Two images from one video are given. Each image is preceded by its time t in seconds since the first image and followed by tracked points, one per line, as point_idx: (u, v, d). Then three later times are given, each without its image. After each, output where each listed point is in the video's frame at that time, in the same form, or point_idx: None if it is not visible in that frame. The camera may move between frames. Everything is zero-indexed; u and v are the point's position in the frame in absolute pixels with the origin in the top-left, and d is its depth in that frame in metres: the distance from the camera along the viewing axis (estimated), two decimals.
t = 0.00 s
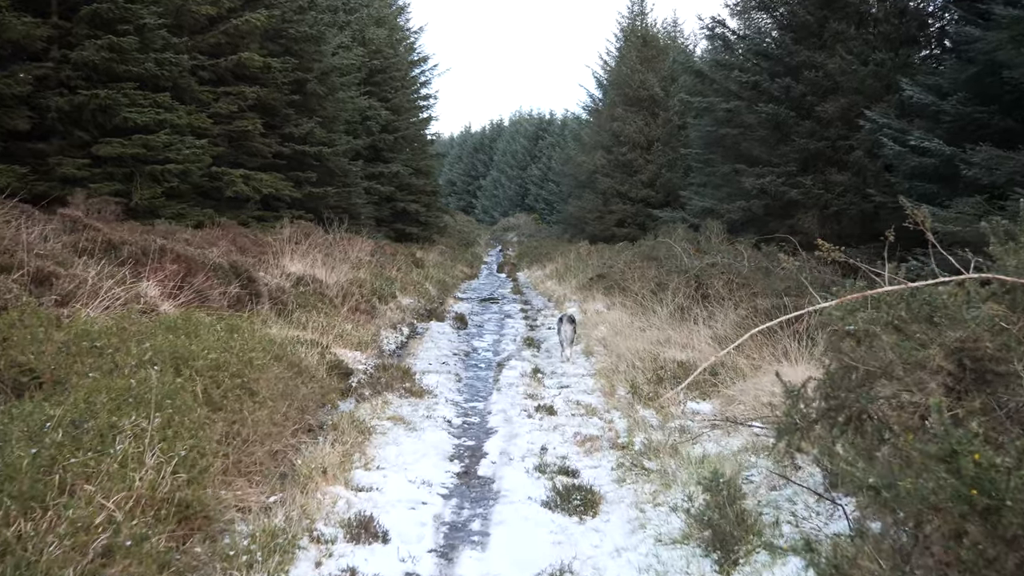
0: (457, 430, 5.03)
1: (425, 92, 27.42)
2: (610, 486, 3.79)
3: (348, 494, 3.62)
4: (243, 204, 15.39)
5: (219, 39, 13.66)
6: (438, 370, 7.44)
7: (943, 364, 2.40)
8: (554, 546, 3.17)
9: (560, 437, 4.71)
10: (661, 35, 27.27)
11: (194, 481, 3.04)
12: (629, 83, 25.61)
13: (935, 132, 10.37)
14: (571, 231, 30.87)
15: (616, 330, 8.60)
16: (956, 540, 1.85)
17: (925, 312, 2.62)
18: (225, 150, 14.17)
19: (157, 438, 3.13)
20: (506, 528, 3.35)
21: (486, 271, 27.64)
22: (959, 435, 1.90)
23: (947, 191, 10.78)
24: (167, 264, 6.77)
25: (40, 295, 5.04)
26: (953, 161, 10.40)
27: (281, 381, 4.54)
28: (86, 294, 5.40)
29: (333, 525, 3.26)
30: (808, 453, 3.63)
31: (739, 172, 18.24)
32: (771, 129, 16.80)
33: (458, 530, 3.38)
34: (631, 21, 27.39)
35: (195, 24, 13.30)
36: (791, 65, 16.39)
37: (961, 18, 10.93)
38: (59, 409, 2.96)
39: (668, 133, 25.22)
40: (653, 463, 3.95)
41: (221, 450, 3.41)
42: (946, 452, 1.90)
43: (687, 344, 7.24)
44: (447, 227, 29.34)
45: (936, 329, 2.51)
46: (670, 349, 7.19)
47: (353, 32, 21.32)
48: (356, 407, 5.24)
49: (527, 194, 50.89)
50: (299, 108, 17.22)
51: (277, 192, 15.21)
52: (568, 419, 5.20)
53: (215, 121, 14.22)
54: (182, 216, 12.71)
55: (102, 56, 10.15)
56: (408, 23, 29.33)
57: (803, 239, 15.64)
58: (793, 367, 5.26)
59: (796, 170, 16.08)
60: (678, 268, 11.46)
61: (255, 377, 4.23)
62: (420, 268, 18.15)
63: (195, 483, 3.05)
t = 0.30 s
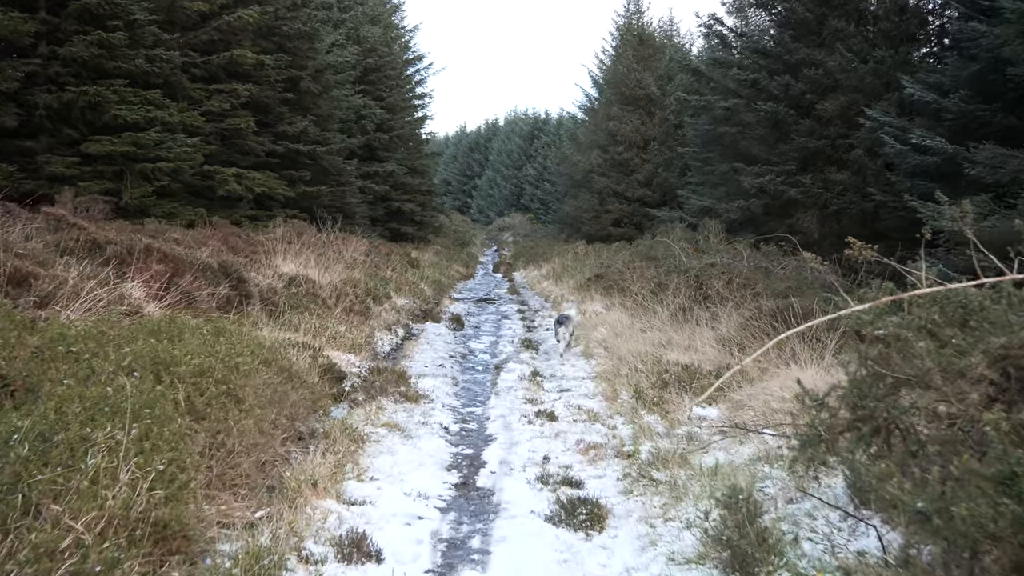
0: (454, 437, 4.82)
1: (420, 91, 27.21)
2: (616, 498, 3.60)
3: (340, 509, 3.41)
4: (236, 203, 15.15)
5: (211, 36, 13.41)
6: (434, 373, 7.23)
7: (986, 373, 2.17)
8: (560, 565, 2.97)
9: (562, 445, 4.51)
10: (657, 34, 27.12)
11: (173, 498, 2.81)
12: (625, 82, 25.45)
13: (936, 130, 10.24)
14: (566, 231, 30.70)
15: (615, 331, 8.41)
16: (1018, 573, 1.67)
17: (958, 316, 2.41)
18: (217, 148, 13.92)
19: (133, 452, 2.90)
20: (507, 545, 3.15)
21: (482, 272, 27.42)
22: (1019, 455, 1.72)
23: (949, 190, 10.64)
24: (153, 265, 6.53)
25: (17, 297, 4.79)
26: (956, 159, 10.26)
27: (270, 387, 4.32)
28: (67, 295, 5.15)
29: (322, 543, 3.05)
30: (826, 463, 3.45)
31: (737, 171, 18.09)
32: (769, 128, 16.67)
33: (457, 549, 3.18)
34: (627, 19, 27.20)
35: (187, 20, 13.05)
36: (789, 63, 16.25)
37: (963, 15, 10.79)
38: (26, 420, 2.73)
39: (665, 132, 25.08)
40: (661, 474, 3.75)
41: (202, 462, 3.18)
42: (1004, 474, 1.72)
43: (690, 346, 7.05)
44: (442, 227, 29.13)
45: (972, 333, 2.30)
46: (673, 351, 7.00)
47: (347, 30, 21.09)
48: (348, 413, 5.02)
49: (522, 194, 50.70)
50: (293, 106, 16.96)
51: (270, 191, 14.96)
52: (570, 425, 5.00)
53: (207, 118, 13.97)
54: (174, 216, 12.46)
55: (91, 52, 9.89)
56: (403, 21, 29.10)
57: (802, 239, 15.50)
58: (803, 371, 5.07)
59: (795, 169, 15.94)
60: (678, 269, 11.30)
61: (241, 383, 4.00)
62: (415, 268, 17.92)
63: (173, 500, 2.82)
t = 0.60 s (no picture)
0: (452, 446, 4.61)
1: (416, 90, 27.00)
2: (624, 512, 3.41)
3: (332, 525, 3.21)
4: (230, 202, 14.91)
5: (204, 33, 13.18)
6: (430, 376, 7.02)
7: None
8: None
9: (565, 454, 4.32)
10: (654, 33, 26.97)
11: (150, 517, 2.59)
12: (622, 81, 25.31)
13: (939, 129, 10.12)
14: (562, 231, 30.50)
15: (616, 332, 8.22)
16: None
17: (1002, 321, 2.17)
18: (210, 146, 13.67)
19: (107, 467, 2.67)
20: (511, 565, 2.95)
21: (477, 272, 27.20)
22: None
23: (952, 189, 10.49)
24: (140, 265, 6.29)
25: None
26: (959, 158, 10.13)
27: (259, 393, 4.10)
28: (48, 296, 4.91)
29: (312, 563, 2.83)
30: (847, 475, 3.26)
31: (736, 171, 17.95)
32: (768, 126, 16.56)
33: (457, 568, 2.97)
34: (623, 18, 27.05)
35: (179, 17, 12.81)
36: (789, 61, 16.16)
37: (967, 12, 10.66)
38: None
39: (662, 132, 24.93)
40: (672, 486, 3.57)
41: (184, 476, 2.97)
42: None
43: (694, 349, 6.86)
44: (437, 227, 28.92)
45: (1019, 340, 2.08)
46: (676, 354, 6.80)
47: (342, 28, 20.86)
48: (341, 420, 4.80)
49: (518, 194, 50.52)
50: (287, 105, 16.72)
51: (264, 190, 14.71)
52: (573, 432, 4.80)
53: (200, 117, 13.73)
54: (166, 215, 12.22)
55: (82, 49, 9.64)
56: (398, 20, 28.86)
57: (802, 239, 15.35)
58: (815, 376, 4.87)
59: (795, 169, 15.80)
60: (678, 269, 11.13)
61: (227, 391, 3.76)
62: (411, 268, 17.71)
63: (150, 519, 2.60)
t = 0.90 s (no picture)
0: (450, 453, 4.38)
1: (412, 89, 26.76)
2: (634, 526, 3.19)
3: (321, 542, 2.98)
4: (223, 200, 14.65)
5: (196, 29, 12.93)
6: (427, 379, 6.78)
7: None
8: None
9: (569, 462, 4.10)
10: (651, 31, 26.77)
11: (119, 539, 2.36)
12: (619, 80, 25.13)
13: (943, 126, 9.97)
14: (559, 230, 30.27)
15: (617, 333, 8.01)
16: None
17: None
18: (202, 144, 13.40)
19: (74, 484, 2.43)
20: None
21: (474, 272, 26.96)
22: None
23: (955, 187, 10.33)
24: (124, 264, 6.04)
25: None
26: (964, 156, 9.96)
27: (246, 399, 3.86)
28: (23, 296, 4.65)
29: None
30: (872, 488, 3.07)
31: (735, 169, 17.79)
32: (768, 124, 16.43)
33: None
34: (620, 16, 26.86)
35: (171, 12, 12.58)
36: (789, 58, 16.04)
37: (972, 8, 10.49)
38: None
39: (659, 130, 24.75)
40: (684, 498, 3.35)
41: (160, 492, 2.73)
42: None
43: (698, 351, 6.65)
44: (434, 227, 28.67)
45: None
46: (681, 355, 6.59)
47: (337, 26, 20.62)
48: (333, 428, 4.57)
49: (514, 193, 50.28)
50: (281, 102, 16.46)
51: (258, 188, 14.45)
52: (576, 438, 4.58)
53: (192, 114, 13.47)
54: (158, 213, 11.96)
55: (71, 44, 9.39)
56: (394, 18, 28.62)
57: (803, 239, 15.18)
58: (828, 380, 4.67)
59: (795, 167, 15.64)
60: (679, 269, 10.94)
61: (209, 399, 3.49)
62: (407, 268, 17.46)
63: (120, 541, 2.37)
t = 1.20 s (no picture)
0: (449, 467, 4.16)
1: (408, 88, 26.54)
2: (648, 548, 2.99)
3: (312, 568, 2.77)
4: (216, 200, 14.40)
5: (189, 27, 12.69)
6: (424, 385, 6.55)
7: None
8: None
9: (575, 476, 3.89)
10: (648, 30, 26.59)
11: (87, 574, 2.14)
12: (615, 79, 24.94)
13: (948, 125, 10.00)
14: (555, 230, 30.06)
15: (619, 336, 7.81)
16: None
17: None
18: (195, 143, 13.14)
19: (37, 512, 2.21)
20: None
21: (470, 272, 26.73)
22: None
23: (959, 186, 10.19)
24: (108, 265, 5.79)
25: None
26: (968, 155, 9.82)
27: (233, 410, 3.64)
28: None
29: None
30: (902, 507, 2.86)
31: (735, 169, 17.64)
32: (768, 123, 16.29)
33: None
34: (617, 15, 26.68)
35: (163, 9, 12.33)
36: (789, 57, 15.88)
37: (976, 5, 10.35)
38: None
39: (656, 130, 24.59)
40: (700, 517, 3.15)
41: (135, 517, 2.51)
42: None
43: (703, 356, 6.46)
44: (429, 227, 28.44)
45: None
46: (686, 360, 6.40)
47: (332, 24, 20.39)
48: (326, 441, 4.35)
49: (510, 194, 50.04)
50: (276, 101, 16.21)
51: (252, 188, 14.20)
52: (581, 450, 4.37)
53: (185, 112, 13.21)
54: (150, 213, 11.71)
55: (60, 40, 9.15)
56: (390, 16, 28.38)
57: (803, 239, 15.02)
58: (844, 388, 4.47)
59: (795, 166, 15.50)
60: (680, 270, 10.77)
61: (193, 413, 3.25)
62: (403, 268, 17.22)
63: None
